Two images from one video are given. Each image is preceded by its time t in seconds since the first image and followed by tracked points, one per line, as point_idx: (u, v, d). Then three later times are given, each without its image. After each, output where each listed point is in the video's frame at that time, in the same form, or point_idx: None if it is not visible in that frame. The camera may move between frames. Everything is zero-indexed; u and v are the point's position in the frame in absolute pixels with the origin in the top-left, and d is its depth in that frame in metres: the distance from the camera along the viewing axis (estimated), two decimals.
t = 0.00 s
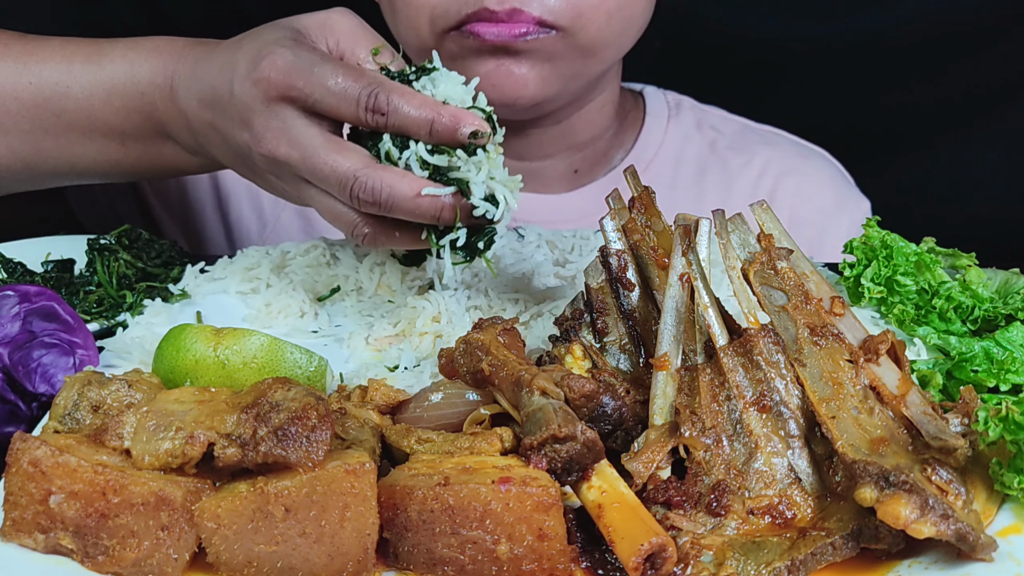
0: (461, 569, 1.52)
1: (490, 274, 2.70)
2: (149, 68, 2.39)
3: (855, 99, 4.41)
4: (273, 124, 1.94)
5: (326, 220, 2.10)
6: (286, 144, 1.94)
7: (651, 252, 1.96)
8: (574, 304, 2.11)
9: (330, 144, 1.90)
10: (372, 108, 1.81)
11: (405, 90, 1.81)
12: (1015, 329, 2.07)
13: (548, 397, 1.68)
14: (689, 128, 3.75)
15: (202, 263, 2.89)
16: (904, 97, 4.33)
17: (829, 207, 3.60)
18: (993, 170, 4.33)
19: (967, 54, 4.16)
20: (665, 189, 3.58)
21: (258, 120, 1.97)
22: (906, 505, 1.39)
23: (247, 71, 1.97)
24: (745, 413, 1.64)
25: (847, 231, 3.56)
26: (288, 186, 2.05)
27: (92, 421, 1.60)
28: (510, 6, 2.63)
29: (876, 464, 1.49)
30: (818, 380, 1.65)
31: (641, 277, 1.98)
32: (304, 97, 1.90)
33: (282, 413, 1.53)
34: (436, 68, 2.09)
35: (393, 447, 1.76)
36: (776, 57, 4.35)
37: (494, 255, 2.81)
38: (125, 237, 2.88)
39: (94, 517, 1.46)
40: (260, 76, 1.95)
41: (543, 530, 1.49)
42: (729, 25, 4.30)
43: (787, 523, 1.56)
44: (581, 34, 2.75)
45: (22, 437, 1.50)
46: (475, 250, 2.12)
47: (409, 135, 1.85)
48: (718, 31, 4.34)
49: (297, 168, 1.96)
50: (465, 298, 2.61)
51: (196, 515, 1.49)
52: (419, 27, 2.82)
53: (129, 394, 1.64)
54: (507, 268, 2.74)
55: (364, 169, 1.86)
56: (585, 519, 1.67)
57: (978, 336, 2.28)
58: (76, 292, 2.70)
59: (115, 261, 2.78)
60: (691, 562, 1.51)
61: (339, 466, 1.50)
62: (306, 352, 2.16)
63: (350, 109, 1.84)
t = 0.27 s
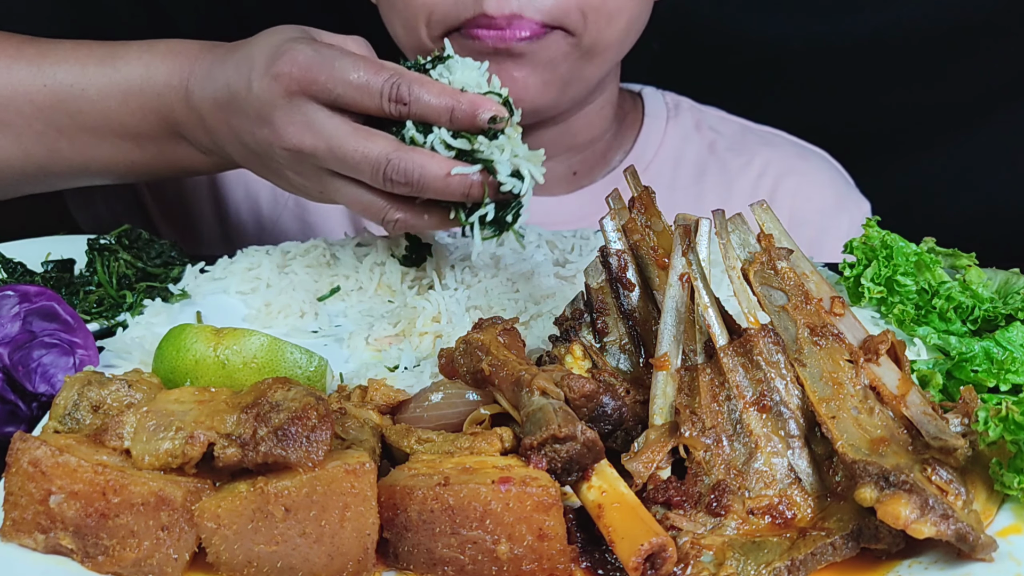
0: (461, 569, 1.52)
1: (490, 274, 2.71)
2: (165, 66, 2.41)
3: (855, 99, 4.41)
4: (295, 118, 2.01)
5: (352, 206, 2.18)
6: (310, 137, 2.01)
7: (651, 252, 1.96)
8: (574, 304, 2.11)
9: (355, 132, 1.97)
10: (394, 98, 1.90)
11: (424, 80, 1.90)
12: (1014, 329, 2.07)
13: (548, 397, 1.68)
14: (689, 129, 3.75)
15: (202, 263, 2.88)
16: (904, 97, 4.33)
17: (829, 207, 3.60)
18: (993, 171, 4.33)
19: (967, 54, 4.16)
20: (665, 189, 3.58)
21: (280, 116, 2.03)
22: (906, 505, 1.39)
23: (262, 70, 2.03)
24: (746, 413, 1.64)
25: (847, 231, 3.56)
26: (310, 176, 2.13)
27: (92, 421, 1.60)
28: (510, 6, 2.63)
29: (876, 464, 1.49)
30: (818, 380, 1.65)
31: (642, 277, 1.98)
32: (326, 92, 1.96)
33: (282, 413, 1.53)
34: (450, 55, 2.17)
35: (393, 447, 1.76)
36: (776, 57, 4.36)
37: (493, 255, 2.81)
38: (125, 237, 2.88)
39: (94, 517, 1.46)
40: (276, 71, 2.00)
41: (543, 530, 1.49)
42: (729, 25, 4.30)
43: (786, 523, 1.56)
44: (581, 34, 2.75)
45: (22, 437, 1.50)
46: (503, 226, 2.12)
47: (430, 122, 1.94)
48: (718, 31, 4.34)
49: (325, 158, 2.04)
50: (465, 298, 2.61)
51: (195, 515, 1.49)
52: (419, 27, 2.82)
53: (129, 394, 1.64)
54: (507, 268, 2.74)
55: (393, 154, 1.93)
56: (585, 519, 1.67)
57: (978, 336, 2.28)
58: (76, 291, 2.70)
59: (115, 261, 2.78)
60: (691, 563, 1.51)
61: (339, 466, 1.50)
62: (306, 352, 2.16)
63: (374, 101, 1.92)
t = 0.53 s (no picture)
0: (461, 569, 1.52)
1: (490, 274, 2.71)
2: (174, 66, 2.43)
3: (855, 99, 4.41)
4: (337, 94, 2.33)
5: (410, 168, 2.53)
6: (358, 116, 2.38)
7: (651, 252, 1.96)
8: (574, 304, 2.11)
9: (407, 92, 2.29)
10: (429, 53, 2.18)
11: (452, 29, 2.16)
12: (1014, 329, 2.07)
13: (548, 397, 1.68)
14: (688, 130, 3.75)
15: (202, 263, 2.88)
16: (904, 97, 4.33)
17: (829, 208, 3.61)
18: (993, 171, 4.33)
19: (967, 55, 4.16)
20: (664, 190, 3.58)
21: (319, 95, 2.35)
22: (906, 505, 1.39)
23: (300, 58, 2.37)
24: (746, 413, 1.64)
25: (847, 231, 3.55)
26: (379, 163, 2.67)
27: (92, 421, 1.60)
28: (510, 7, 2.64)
29: (876, 464, 1.49)
30: (818, 380, 1.65)
31: (641, 277, 1.98)
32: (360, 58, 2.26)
33: (282, 413, 1.53)
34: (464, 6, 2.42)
35: (393, 447, 1.76)
36: (776, 57, 4.36)
37: (493, 255, 2.82)
38: (125, 237, 2.88)
39: (94, 517, 1.46)
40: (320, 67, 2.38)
41: (543, 530, 1.49)
42: (729, 25, 4.30)
43: (787, 523, 1.56)
44: (581, 35, 2.75)
45: (22, 437, 1.50)
46: (548, 149, 2.36)
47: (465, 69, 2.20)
48: (717, 31, 4.34)
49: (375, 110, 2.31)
50: (465, 298, 2.61)
51: (196, 515, 1.49)
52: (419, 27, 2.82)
53: (129, 394, 1.64)
54: (506, 268, 2.75)
55: (437, 98, 2.21)
56: (585, 519, 1.67)
57: (978, 336, 2.28)
58: (76, 292, 2.70)
59: (115, 261, 2.79)
60: (691, 563, 1.51)
61: (339, 466, 1.50)
62: (306, 352, 2.16)
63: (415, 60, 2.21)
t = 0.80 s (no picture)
0: (461, 569, 1.52)
1: (490, 274, 2.71)
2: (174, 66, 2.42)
3: (855, 99, 4.41)
4: (372, 76, 2.39)
5: (434, 146, 2.52)
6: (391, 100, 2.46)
7: (651, 252, 1.96)
8: (574, 304, 2.11)
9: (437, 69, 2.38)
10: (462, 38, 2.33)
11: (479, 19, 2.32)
12: (1014, 329, 2.07)
13: (548, 397, 1.68)
14: (689, 130, 3.75)
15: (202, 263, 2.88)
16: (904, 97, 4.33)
17: (829, 208, 3.61)
18: (993, 170, 4.33)
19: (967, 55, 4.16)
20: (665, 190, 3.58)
21: (349, 83, 2.40)
22: (906, 505, 1.39)
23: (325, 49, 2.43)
24: (746, 413, 1.64)
25: (847, 232, 3.55)
26: (408, 155, 2.72)
27: (92, 421, 1.60)
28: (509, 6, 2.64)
29: (876, 464, 1.49)
30: (818, 380, 1.65)
31: (641, 278, 1.98)
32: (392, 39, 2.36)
33: (282, 413, 1.53)
34: None
35: (393, 447, 1.76)
36: (776, 57, 4.36)
37: (493, 255, 2.82)
38: (125, 237, 2.88)
39: (94, 517, 1.46)
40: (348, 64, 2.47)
41: (543, 530, 1.49)
42: (729, 25, 4.30)
43: (787, 523, 1.56)
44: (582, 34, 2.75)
45: (22, 437, 1.50)
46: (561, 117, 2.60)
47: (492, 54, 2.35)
48: (717, 31, 4.34)
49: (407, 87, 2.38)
50: (465, 298, 2.61)
51: (196, 515, 1.49)
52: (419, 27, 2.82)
53: (129, 394, 1.64)
54: (506, 268, 2.75)
55: (470, 68, 2.34)
56: (585, 519, 1.67)
57: (978, 336, 2.28)
58: (76, 292, 2.70)
59: (115, 261, 2.79)
60: (691, 563, 1.51)
61: (339, 466, 1.50)
62: (306, 352, 2.16)
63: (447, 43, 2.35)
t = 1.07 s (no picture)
0: (461, 569, 1.52)
1: (490, 274, 2.71)
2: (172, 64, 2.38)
3: (855, 99, 4.41)
4: (408, 76, 2.27)
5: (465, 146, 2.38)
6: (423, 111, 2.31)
7: (651, 252, 1.96)
8: (574, 304, 2.11)
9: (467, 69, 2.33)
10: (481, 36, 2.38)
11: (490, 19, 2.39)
12: (1014, 329, 2.07)
13: (548, 397, 1.68)
14: (689, 131, 3.75)
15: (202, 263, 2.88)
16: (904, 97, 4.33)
17: (829, 209, 3.61)
18: (993, 170, 4.33)
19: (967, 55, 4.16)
20: (665, 190, 3.59)
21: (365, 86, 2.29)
22: (906, 505, 1.39)
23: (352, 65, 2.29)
24: (746, 413, 1.64)
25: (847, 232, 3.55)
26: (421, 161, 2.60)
27: (92, 421, 1.60)
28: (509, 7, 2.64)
29: (876, 464, 1.49)
30: (818, 380, 1.65)
31: (641, 277, 1.98)
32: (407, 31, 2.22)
33: (282, 413, 1.53)
34: None
35: (393, 447, 1.76)
36: (776, 57, 4.36)
37: (493, 255, 2.82)
38: (125, 237, 2.88)
39: (94, 517, 1.46)
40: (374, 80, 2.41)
41: (543, 530, 1.49)
42: (729, 26, 4.30)
43: (787, 523, 1.56)
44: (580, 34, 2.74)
45: (22, 437, 1.50)
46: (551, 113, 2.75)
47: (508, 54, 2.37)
48: (718, 31, 4.34)
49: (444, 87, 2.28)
50: (465, 298, 2.61)
51: (196, 515, 1.49)
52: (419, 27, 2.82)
53: (129, 394, 1.64)
54: (506, 268, 2.75)
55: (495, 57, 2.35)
56: (585, 519, 1.67)
57: (978, 336, 2.28)
58: (76, 292, 2.70)
59: (115, 261, 2.78)
60: (691, 563, 1.51)
61: (339, 466, 1.50)
62: (306, 352, 2.16)
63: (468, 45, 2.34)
